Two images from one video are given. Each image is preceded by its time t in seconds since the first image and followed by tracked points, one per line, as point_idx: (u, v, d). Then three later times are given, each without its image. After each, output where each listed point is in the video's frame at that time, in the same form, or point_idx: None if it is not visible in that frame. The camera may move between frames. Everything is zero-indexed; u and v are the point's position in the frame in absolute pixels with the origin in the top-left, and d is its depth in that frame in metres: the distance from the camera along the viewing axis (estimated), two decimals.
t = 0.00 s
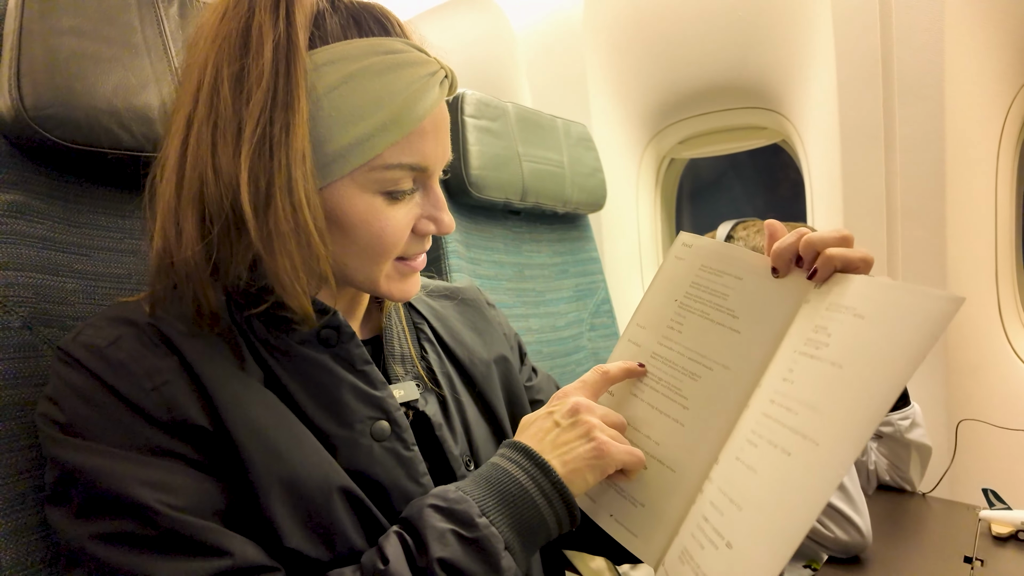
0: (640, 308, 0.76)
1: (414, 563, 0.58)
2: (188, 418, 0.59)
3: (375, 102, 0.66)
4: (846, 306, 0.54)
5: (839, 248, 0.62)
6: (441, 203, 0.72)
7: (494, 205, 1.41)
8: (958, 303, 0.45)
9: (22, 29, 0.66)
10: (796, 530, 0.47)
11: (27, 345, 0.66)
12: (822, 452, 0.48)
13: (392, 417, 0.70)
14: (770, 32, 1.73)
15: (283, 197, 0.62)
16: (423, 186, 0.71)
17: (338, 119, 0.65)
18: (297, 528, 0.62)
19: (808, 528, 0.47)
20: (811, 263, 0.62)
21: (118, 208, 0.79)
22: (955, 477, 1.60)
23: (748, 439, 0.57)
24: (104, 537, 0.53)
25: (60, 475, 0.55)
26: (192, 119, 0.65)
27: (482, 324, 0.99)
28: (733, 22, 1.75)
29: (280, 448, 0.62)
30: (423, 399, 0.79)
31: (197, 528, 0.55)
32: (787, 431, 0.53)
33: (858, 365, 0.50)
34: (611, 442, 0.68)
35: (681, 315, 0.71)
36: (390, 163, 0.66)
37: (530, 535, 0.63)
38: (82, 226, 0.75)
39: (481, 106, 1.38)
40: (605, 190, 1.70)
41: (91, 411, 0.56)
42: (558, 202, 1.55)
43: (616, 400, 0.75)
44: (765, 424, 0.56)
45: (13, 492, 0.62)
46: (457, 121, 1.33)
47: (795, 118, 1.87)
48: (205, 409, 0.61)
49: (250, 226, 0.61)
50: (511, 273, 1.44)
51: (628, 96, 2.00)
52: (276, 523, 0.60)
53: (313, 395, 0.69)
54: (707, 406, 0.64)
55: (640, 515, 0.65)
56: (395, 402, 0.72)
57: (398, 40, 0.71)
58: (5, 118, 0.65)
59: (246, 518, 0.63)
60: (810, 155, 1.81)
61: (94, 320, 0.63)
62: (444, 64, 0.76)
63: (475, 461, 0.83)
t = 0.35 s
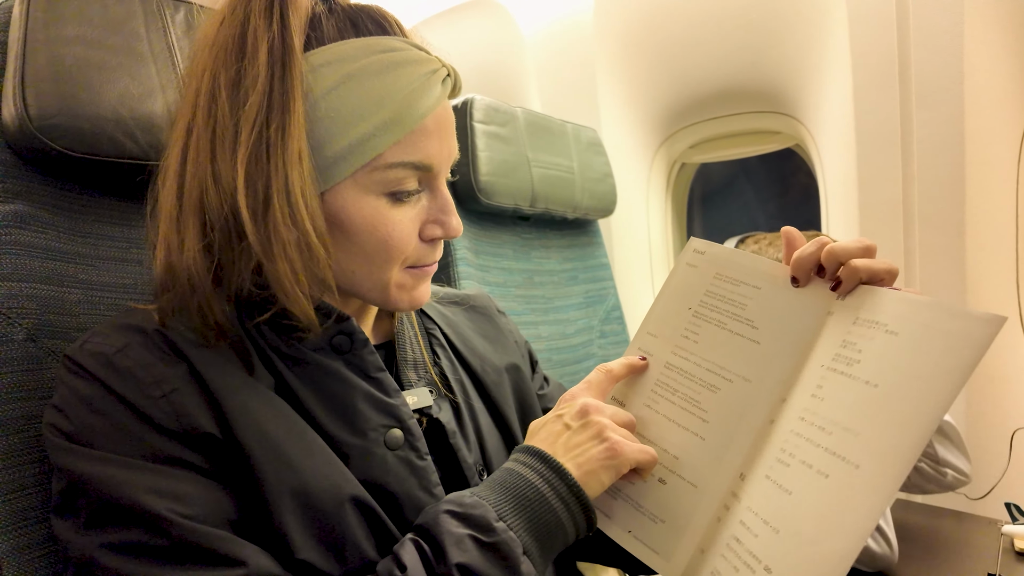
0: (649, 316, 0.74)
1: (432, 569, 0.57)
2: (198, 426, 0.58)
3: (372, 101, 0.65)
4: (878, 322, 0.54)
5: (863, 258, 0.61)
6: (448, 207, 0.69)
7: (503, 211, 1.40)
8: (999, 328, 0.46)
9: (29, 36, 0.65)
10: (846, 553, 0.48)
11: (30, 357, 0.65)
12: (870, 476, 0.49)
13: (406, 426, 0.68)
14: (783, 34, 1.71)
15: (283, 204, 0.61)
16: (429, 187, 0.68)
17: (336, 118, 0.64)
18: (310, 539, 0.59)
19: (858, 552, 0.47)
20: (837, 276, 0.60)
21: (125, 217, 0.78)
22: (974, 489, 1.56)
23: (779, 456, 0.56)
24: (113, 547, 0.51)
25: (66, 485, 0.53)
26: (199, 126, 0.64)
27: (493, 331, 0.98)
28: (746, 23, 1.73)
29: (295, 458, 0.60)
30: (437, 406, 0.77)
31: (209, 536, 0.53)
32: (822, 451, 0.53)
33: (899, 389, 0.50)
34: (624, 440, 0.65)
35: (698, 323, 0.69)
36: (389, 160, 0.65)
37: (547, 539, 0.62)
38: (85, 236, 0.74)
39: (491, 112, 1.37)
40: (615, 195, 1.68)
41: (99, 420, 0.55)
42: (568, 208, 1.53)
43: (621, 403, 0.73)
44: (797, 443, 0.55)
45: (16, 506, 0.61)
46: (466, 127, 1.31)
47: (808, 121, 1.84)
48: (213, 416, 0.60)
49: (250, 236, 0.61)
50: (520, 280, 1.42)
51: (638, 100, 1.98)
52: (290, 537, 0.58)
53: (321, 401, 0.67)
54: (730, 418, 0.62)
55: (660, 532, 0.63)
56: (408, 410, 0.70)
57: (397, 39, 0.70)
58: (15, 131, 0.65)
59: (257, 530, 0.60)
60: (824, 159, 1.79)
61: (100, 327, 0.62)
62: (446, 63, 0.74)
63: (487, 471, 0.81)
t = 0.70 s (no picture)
0: (654, 320, 0.73)
1: None
2: (200, 428, 0.57)
3: (299, 91, 0.62)
4: (898, 324, 0.53)
5: (875, 258, 0.60)
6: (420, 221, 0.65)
7: (508, 210, 1.39)
8: None
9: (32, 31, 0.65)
10: (877, 564, 0.47)
11: (33, 355, 0.65)
12: (901, 484, 0.48)
13: (410, 427, 0.67)
14: (791, 32, 1.70)
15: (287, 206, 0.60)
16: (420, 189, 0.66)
17: (268, 104, 0.63)
18: (315, 544, 0.59)
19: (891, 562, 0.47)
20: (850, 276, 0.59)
21: (129, 214, 0.78)
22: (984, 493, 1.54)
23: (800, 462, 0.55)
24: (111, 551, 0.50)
25: (67, 485, 0.52)
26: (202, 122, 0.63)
27: (500, 330, 0.97)
28: (754, 21, 1.72)
29: (299, 464, 0.59)
30: (442, 405, 0.77)
31: (207, 543, 0.52)
32: (847, 458, 0.52)
33: (924, 392, 0.49)
34: (629, 454, 0.65)
35: (705, 325, 0.68)
36: (311, 154, 0.61)
37: (551, 551, 0.61)
38: (89, 233, 0.74)
39: (496, 110, 1.36)
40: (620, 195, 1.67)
41: (101, 420, 0.54)
42: (573, 206, 1.52)
43: (632, 412, 0.72)
44: (817, 449, 0.54)
45: (18, 505, 0.60)
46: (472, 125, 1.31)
47: (816, 120, 1.83)
48: (216, 418, 0.59)
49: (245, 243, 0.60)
50: (526, 279, 1.41)
51: (645, 99, 1.97)
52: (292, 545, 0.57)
53: (328, 402, 0.66)
54: (741, 423, 0.61)
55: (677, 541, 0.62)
56: (413, 411, 0.69)
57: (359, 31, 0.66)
58: (16, 126, 0.64)
59: (258, 531, 0.60)
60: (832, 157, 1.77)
61: (103, 325, 0.61)
62: (429, 68, 0.67)
63: (494, 471, 0.80)
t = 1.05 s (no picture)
0: (658, 326, 0.74)
1: None
2: (206, 433, 0.58)
3: (365, 102, 0.64)
4: (900, 338, 0.54)
5: (878, 270, 0.60)
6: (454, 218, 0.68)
7: (511, 213, 1.39)
8: None
9: (40, 38, 0.66)
10: None
11: (41, 357, 0.66)
12: (894, 497, 0.48)
13: (414, 431, 0.68)
14: (793, 35, 1.70)
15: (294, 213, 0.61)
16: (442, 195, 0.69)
17: (328, 115, 0.64)
18: (320, 548, 0.59)
19: (883, 575, 0.47)
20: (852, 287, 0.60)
21: (135, 218, 0.79)
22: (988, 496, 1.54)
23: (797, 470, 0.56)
24: (118, 555, 0.51)
25: (75, 489, 0.53)
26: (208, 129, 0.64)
27: (504, 334, 0.97)
28: (756, 23, 1.73)
29: (305, 470, 0.60)
30: (446, 409, 0.77)
31: (213, 548, 0.53)
32: (845, 470, 0.52)
33: (921, 407, 0.49)
34: (632, 459, 0.65)
35: (709, 332, 0.68)
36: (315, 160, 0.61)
37: (553, 554, 0.62)
38: (97, 237, 0.74)
39: (499, 113, 1.37)
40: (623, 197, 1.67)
41: (108, 424, 0.55)
42: (576, 209, 1.53)
43: (634, 417, 0.72)
44: (814, 458, 0.55)
45: (26, 506, 0.61)
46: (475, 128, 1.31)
47: (818, 122, 1.83)
48: (222, 423, 0.60)
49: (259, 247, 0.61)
50: (529, 282, 1.41)
51: (647, 101, 1.98)
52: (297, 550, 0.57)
53: (332, 407, 0.67)
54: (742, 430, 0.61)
55: (675, 545, 0.63)
56: (417, 415, 0.70)
57: (400, 44, 0.69)
58: (23, 129, 0.65)
59: (264, 539, 0.61)
60: (835, 160, 1.77)
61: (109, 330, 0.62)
62: (464, 76, 0.73)
63: (497, 474, 0.80)
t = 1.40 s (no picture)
0: (660, 327, 0.74)
1: None
2: (217, 434, 0.58)
3: (394, 111, 0.64)
4: (891, 331, 0.53)
5: (873, 267, 0.60)
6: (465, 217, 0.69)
7: (514, 217, 1.39)
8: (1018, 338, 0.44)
9: (48, 46, 0.66)
10: (859, 568, 0.47)
11: (49, 364, 0.66)
12: (881, 487, 0.48)
13: (422, 435, 0.68)
14: (797, 39, 1.70)
15: (297, 219, 0.61)
16: (445, 199, 0.69)
17: (361, 128, 0.64)
18: (328, 549, 0.59)
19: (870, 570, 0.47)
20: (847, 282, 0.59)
21: (141, 223, 0.79)
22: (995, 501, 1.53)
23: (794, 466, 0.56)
24: (136, 556, 0.51)
25: (88, 493, 0.53)
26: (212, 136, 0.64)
27: (507, 337, 0.97)
28: (759, 27, 1.73)
29: (314, 471, 0.60)
30: (452, 413, 0.77)
31: (229, 547, 0.53)
32: (838, 463, 0.52)
33: (910, 398, 0.49)
34: (647, 458, 0.64)
35: (710, 332, 0.68)
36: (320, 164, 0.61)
37: (566, 551, 0.61)
38: (104, 242, 0.75)
39: (502, 117, 1.36)
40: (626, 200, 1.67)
41: (120, 429, 0.55)
42: (580, 212, 1.53)
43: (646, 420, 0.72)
44: (808, 453, 0.55)
45: (35, 514, 0.61)
46: (478, 133, 1.31)
47: (822, 125, 1.83)
48: (232, 425, 0.60)
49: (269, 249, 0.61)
50: (532, 285, 1.41)
51: (650, 104, 1.98)
52: (307, 550, 0.57)
53: (341, 411, 0.67)
54: (743, 430, 0.61)
55: (678, 542, 0.63)
56: (425, 419, 0.69)
57: (414, 51, 0.69)
58: (30, 136, 0.65)
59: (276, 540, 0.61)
60: (839, 163, 1.77)
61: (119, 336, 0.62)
62: (461, 72, 0.73)
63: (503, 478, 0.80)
